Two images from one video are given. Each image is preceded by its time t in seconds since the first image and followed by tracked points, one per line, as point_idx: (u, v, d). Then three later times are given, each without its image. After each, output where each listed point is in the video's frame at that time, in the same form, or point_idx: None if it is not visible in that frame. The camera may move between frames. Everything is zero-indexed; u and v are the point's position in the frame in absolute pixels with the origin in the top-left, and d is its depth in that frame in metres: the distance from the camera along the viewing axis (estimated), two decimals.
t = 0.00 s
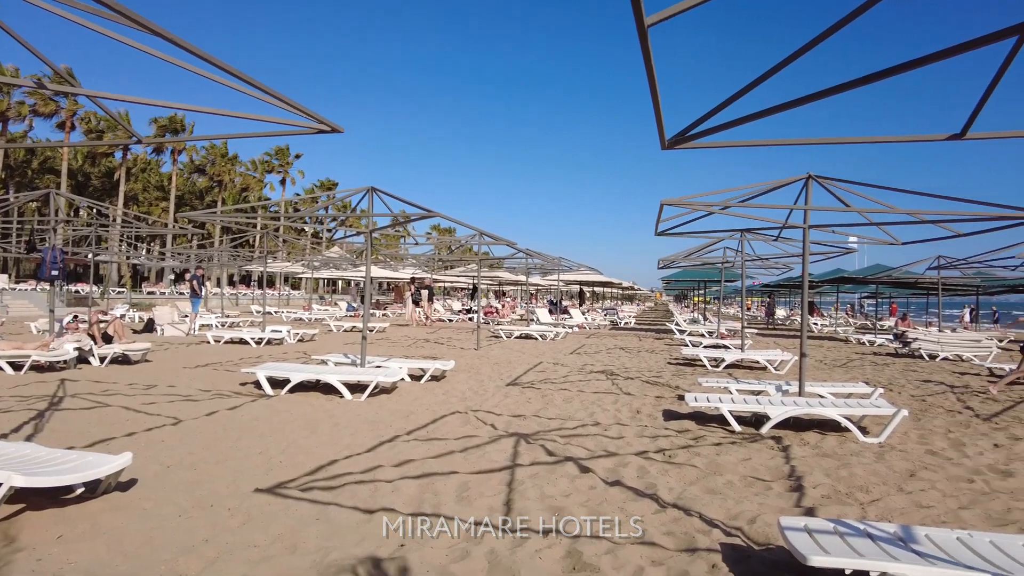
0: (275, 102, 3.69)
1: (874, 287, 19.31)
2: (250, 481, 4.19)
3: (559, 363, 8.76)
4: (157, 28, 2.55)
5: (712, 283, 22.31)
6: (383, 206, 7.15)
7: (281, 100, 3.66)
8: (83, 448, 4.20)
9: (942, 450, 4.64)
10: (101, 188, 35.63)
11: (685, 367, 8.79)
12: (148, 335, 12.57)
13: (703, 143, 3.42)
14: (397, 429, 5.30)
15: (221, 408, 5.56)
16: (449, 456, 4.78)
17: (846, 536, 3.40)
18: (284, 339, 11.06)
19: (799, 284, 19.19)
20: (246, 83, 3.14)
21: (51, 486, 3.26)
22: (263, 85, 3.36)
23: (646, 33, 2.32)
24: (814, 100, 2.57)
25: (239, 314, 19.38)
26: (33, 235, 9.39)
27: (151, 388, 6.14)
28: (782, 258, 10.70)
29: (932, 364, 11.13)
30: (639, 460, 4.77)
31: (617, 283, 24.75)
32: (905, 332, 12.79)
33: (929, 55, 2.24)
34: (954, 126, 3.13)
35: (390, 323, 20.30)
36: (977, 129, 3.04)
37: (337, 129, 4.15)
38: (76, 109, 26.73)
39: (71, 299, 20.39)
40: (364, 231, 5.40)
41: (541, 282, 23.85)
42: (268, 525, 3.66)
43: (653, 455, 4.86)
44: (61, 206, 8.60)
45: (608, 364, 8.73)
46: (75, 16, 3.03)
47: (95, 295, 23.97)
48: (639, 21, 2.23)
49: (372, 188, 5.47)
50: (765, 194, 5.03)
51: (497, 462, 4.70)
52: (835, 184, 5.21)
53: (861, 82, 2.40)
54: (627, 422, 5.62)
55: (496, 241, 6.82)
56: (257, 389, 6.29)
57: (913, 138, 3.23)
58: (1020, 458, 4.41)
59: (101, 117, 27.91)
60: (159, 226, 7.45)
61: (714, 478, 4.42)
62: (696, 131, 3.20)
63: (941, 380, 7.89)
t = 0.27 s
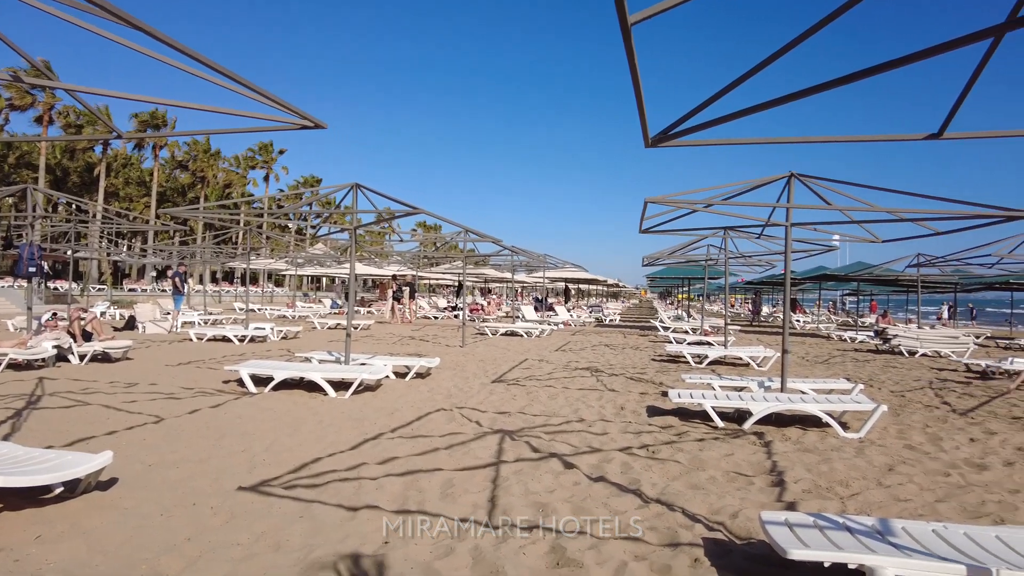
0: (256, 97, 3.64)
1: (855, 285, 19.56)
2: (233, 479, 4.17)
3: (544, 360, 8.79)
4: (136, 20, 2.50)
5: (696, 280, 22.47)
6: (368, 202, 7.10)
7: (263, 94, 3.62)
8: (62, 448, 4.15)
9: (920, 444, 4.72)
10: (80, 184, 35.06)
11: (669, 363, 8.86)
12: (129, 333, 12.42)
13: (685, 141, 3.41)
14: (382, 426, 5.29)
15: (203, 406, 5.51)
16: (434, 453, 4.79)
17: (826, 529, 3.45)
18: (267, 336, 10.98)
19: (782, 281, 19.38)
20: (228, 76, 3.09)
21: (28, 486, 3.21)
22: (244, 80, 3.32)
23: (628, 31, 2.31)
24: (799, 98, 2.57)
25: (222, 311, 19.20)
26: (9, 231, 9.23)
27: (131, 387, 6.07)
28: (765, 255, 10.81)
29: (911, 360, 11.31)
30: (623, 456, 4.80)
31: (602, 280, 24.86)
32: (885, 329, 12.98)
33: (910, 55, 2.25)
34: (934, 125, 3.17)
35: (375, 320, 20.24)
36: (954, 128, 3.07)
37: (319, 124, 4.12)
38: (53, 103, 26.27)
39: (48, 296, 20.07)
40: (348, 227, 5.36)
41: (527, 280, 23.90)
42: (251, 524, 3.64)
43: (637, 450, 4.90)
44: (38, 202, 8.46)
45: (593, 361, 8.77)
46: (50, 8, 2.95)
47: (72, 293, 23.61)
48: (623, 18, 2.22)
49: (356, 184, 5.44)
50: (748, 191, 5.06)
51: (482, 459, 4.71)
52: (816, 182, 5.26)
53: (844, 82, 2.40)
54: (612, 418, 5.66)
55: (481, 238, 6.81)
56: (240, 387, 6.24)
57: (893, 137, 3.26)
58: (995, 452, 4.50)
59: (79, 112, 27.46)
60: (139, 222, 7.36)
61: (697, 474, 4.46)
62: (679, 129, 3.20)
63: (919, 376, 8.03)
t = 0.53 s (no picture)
0: (237, 93, 3.60)
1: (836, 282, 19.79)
2: (215, 478, 4.14)
3: (528, 358, 8.81)
4: (113, 16, 2.45)
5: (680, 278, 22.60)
6: (351, 199, 7.06)
7: (244, 91, 3.58)
8: (39, 448, 4.09)
9: (898, 440, 4.79)
10: (58, 179, 34.48)
11: (653, 360, 8.91)
12: (109, 331, 12.26)
13: (669, 140, 3.42)
14: (365, 425, 5.28)
15: (185, 405, 5.46)
16: (417, 451, 4.79)
17: (806, 524, 3.50)
18: (249, 334, 10.91)
19: (764, 279, 19.56)
20: (208, 73, 3.05)
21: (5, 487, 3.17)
22: (223, 75, 3.27)
23: (610, 32, 2.30)
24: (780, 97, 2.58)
25: (204, 309, 19.01)
26: None
27: (111, 386, 6.00)
28: (748, 252, 10.89)
29: (891, 356, 11.48)
30: (607, 453, 4.82)
31: (587, 277, 24.96)
32: (865, 326, 13.16)
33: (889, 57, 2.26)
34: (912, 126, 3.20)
35: (359, 318, 20.17)
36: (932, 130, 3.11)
37: (301, 120, 4.08)
38: (29, 97, 25.81)
39: (25, 295, 19.75)
40: (332, 225, 5.33)
41: (512, 277, 23.93)
42: (233, 523, 3.62)
43: (620, 447, 4.93)
44: (14, 198, 8.32)
45: (577, 358, 8.81)
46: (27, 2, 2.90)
47: (49, 291, 23.25)
48: (605, 18, 2.21)
49: (339, 181, 5.40)
50: (731, 189, 5.08)
51: (465, 456, 4.71)
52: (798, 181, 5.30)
53: (826, 81, 2.41)
54: (595, 415, 5.68)
55: (466, 236, 6.80)
56: (222, 386, 6.19)
57: (870, 138, 3.30)
58: (970, 447, 4.58)
59: (57, 107, 27.01)
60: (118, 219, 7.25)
61: (679, 470, 4.50)
62: (662, 128, 3.20)
63: (898, 372, 8.15)
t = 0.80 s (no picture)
0: (217, 90, 3.56)
1: (817, 280, 20.02)
2: (195, 479, 4.10)
3: (512, 356, 8.82)
4: (88, 9, 2.41)
5: (663, 276, 22.73)
6: (333, 197, 7.01)
7: (224, 87, 3.54)
8: (14, 450, 4.02)
9: (876, 436, 4.86)
10: (34, 176, 33.88)
11: (636, 358, 8.97)
12: (87, 330, 12.09)
13: (650, 139, 3.44)
14: (348, 424, 5.25)
15: (165, 405, 5.40)
16: (401, 450, 4.78)
17: (785, 520, 3.54)
18: (231, 333, 10.81)
19: (747, 277, 19.75)
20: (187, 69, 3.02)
21: None
22: (202, 71, 3.23)
23: (592, 32, 2.29)
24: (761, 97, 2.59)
25: (186, 307, 18.79)
26: None
27: (89, 386, 5.92)
28: (730, 251, 10.98)
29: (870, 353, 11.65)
30: (590, 450, 4.85)
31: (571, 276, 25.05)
32: (845, 324, 13.34)
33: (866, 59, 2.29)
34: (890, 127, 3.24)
35: (343, 316, 20.07)
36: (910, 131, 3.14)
37: (282, 117, 4.05)
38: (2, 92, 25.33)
39: None
40: (314, 223, 5.29)
41: (496, 275, 23.95)
42: (214, 524, 3.59)
43: (603, 445, 4.95)
44: None
45: (560, 356, 8.83)
46: None
47: (24, 289, 22.85)
48: (587, 18, 2.21)
49: (322, 179, 5.38)
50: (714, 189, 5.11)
51: (449, 455, 4.71)
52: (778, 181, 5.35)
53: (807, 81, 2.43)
54: (579, 413, 5.71)
55: (449, 234, 6.79)
56: (203, 385, 6.13)
57: (849, 138, 3.34)
58: (946, 442, 4.66)
59: (32, 102, 26.53)
60: (95, 216, 7.15)
61: (661, 467, 4.53)
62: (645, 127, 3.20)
63: (877, 369, 8.27)
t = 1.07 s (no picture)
0: (196, 85, 3.51)
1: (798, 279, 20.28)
2: (176, 479, 4.06)
3: (497, 354, 8.84)
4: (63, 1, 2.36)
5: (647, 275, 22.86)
6: (316, 194, 6.96)
7: (203, 82, 3.49)
8: None
9: (855, 432, 4.94)
10: (9, 172, 33.23)
11: (620, 356, 9.02)
12: (64, 329, 11.91)
13: (633, 138, 3.44)
14: (331, 423, 5.23)
15: (145, 404, 5.34)
16: (384, 449, 4.76)
17: (766, 516, 3.57)
18: (213, 331, 10.71)
19: (729, 276, 19.94)
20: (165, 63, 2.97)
21: None
22: (179, 64, 3.17)
23: (576, 32, 2.27)
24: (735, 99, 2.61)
25: (166, 306, 18.55)
26: None
27: (66, 385, 5.83)
28: (713, 249, 11.09)
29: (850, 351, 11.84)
30: (574, 448, 4.87)
31: (556, 274, 25.15)
32: (826, 322, 13.54)
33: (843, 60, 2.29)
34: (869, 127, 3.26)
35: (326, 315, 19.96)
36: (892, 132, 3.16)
37: (263, 113, 3.99)
38: None
39: None
40: (296, 220, 5.25)
41: (481, 273, 23.97)
42: (194, 525, 3.56)
43: (587, 442, 4.98)
44: None
45: (545, 354, 8.86)
46: None
47: None
48: (571, 16, 2.18)
49: (305, 177, 5.34)
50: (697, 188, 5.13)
51: (433, 453, 4.71)
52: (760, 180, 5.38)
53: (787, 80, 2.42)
54: (563, 411, 5.73)
55: (434, 232, 6.77)
56: (184, 384, 6.07)
57: (828, 138, 3.37)
58: (923, 438, 4.75)
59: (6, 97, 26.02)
60: (73, 213, 7.04)
61: (645, 464, 4.56)
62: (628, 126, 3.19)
63: (856, 367, 8.40)
